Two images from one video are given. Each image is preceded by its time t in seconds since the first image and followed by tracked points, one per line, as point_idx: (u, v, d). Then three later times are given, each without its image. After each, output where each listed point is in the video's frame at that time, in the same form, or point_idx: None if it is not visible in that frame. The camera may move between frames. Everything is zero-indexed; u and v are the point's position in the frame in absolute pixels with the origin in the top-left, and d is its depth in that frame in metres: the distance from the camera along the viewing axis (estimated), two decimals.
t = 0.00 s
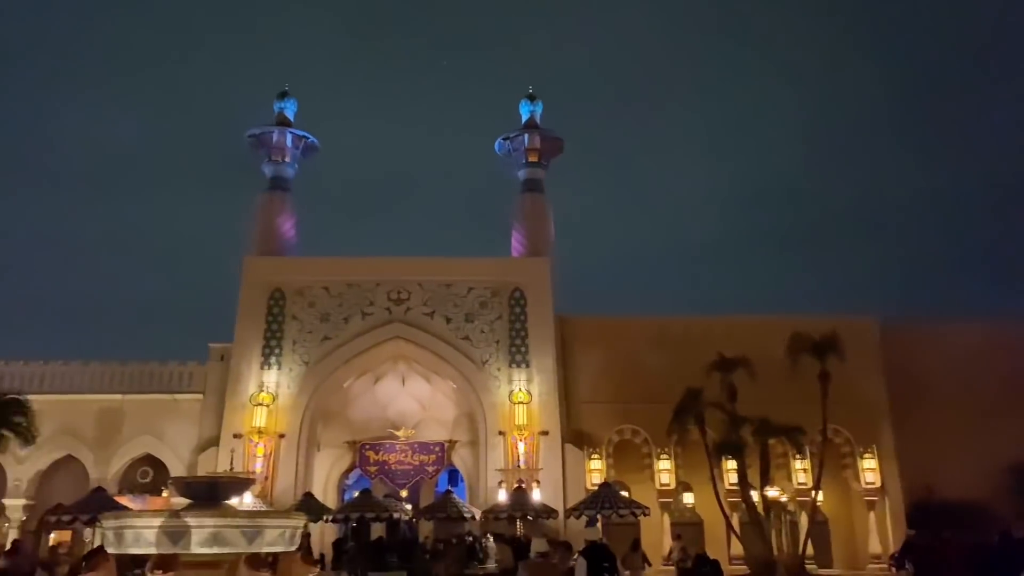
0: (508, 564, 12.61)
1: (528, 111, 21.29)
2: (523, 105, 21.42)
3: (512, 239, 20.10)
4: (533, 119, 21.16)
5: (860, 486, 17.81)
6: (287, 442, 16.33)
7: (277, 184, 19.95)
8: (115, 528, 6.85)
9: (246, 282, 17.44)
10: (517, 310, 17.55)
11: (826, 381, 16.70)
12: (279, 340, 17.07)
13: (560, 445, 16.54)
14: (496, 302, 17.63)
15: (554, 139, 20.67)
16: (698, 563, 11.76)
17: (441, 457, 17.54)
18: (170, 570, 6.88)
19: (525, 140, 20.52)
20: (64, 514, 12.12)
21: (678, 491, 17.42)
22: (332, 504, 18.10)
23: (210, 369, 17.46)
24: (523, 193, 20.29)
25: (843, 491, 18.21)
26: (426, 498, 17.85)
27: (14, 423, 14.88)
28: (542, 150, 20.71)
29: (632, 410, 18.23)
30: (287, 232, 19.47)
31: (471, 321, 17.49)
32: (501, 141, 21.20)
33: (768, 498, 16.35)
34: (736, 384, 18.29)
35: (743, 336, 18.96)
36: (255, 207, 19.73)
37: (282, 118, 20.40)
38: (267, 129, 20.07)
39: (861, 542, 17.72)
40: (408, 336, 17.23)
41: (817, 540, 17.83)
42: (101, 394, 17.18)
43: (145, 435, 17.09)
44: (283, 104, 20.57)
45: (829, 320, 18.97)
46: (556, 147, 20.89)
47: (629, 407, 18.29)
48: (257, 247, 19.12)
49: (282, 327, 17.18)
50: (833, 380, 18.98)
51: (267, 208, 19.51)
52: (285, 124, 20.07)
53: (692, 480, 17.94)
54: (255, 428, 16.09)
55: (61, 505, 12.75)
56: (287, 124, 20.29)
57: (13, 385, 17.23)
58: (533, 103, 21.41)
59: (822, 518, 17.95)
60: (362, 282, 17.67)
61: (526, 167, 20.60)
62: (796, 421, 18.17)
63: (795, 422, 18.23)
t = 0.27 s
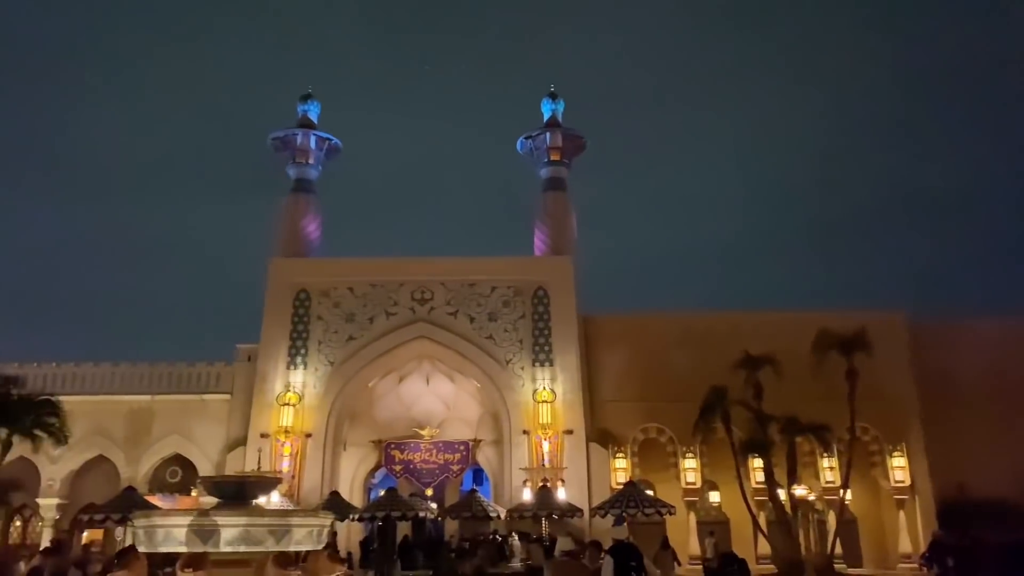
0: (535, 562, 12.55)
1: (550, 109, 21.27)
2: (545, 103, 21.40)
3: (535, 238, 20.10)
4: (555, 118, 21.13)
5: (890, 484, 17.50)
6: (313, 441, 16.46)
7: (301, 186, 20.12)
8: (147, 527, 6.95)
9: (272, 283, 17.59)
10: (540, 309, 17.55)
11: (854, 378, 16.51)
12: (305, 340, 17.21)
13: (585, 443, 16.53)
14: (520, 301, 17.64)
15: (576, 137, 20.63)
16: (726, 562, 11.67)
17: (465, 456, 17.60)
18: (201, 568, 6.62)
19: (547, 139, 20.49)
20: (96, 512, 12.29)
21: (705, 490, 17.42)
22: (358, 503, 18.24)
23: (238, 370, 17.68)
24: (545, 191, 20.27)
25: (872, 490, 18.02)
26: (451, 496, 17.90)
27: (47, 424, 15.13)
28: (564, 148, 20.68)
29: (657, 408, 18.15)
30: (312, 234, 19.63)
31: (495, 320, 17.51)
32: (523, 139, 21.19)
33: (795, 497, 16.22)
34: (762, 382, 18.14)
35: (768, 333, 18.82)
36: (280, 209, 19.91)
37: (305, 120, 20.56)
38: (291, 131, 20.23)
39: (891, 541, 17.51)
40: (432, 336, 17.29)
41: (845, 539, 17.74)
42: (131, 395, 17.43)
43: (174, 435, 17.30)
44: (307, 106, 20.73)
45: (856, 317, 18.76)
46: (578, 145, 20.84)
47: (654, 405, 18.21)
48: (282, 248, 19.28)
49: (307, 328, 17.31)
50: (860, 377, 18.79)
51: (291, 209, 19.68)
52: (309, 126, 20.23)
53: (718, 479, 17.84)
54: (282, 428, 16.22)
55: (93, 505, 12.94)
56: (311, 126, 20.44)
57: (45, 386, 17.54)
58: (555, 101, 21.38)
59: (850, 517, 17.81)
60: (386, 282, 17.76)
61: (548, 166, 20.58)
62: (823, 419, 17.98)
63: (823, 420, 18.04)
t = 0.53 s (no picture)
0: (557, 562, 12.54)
1: (569, 108, 21.24)
2: (564, 102, 21.37)
3: (555, 237, 20.08)
4: (575, 116, 21.10)
5: (917, 483, 17.25)
6: (336, 441, 16.55)
7: (323, 187, 20.24)
8: (173, 525, 7.03)
9: (294, 284, 17.72)
10: (561, 308, 17.53)
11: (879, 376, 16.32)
12: (327, 340, 17.31)
13: (607, 442, 16.47)
14: (540, 300, 17.63)
15: (596, 136, 20.59)
16: (749, 561, 11.59)
17: (487, 456, 17.53)
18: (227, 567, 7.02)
19: (567, 137, 20.46)
20: (123, 511, 12.45)
21: (728, 489, 17.30)
22: (381, 502, 18.34)
23: (262, 370, 17.81)
24: (565, 190, 20.25)
25: (898, 489, 17.82)
26: (474, 496, 18.03)
27: (75, 424, 15.35)
28: (584, 146, 20.64)
29: (679, 407, 18.03)
30: (333, 234, 19.75)
31: (516, 319, 17.51)
32: (543, 139, 21.17)
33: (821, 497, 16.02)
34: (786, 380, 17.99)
35: (792, 331, 18.67)
36: (302, 210, 20.05)
37: (327, 121, 20.68)
38: (312, 133, 20.36)
39: (918, 541, 17.30)
40: (453, 335, 17.33)
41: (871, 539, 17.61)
42: (157, 395, 17.63)
43: (199, 434, 17.47)
44: (328, 108, 20.85)
45: (881, 314, 18.57)
46: (598, 143, 20.79)
47: (676, 404, 18.11)
48: (305, 249, 19.42)
49: (329, 328, 17.41)
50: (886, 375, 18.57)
51: (313, 210, 19.81)
52: (330, 128, 20.34)
53: (741, 478, 17.72)
54: (305, 428, 16.35)
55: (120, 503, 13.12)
56: (332, 127, 20.56)
57: (73, 387, 17.80)
58: (574, 100, 21.35)
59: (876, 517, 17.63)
60: (407, 282, 17.82)
61: (568, 165, 20.55)
62: (848, 417, 17.80)
63: (848, 418, 17.85)
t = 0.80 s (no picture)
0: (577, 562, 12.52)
1: (587, 107, 21.20)
2: (581, 101, 21.34)
3: (573, 236, 20.06)
4: (592, 115, 21.06)
5: (941, 483, 17.10)
6: (356, 440, 16.61)
7: (342, 188, 20.35)
8: (195, 524, 7.10)
9: (314, 285, 17.83)
10: (579, 308, 17.51)
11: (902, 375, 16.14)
12: (347, 340, 17.40)
13: (626, 442, 16.43)
14: (559, 299, 17.61)
15: (613, 135, 20.54)
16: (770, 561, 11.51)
17: (506, 455, 17.61)
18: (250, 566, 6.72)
19: (584, 136, 20.42)
20: (147, 510, 12.58)
21: (749, 488, 17.05)
22: (400, 502, 18.44)
23: (282, 370, 17.93)
24: (583, 190, 20.21)
25: (921, 490, 17.61)
26: (492, 495, 17.84)
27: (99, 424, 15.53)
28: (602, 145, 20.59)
29: (699, 406, 17.96)
30: (353, 235, 19.85)
31: (534, 319, 17.51)
32: (560, 138, 21.15)
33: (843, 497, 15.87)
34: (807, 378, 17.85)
35: (813, 329, 18.53)
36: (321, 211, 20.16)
37: (345, 123, 20.79)
38: (331, 134, 20.47)
39: (942, 542, 17.09)
40: (471, 335, 17.36)
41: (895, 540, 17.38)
42: (179, 395, 17.81)
43: (221, 434, 17.64)
44: (346, 109, 20.95)
45: (902, 312, 18.37)
46: (615, 142, 20.74)
47: (695, 403, 18.04)
48: (324, 250, 19.53)
49: (349, 328, 17.50)
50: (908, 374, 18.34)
51: (333, 211, 19.92)
52: (348, 129, 20.44)
53: (762, 478, 17.61)
54: (325, 428, 16.45)
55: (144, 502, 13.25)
56: (351, 129, 20.66)
57: (97, 387, 18.02)
58: (592, 99, 21.31)
59: (899, 517, 17.43)
60: (426, 282, 17.88)
61: (585, 164, 20.51)
62: (870, 417, 17.63)
63: (870, 418, 17.69)
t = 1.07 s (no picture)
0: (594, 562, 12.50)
1: (603, 106, 21.14)
2: (597, 100, 21.29)
3: (590, 235, 20.02)
4: (608, 114, 20.99)
5: (963, 483, 16.95)
6: (373, 440, 16.67)
7: (358, 189, 20.42)
8: (216, 524, 7.15)
9: (331, 285, 17.91)
10: (595, 308, 17.47)
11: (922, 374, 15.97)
12: (364, 340, 17.47)
13: (644, 442, 16.36)
14: (575, 299, 17.59)
15: (629, 133, 20.47)
16: (789, 562, 11.45)
17: (522, 455, 17.54)
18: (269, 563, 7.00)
19: (600, 135, 20.36)
20: (167, 509, 12.70)
21: (767, 489, 17.03)
22: (417, 501, 18.45)
23: (300, 370, 18.01)
24: (599, 189, 20.17)
25: (942, 490, 17.41)
26: (509, 495, 17.99)
27: (119, 424, 15.68)
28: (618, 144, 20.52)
29: (716, 406, 17.90)
30: (369, 236, 19.92)
31: (550, 318, 17.49)
32: (576, 137, 21.11)
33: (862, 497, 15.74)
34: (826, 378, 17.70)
35: (832, 329, 18.38)
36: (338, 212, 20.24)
37: (361, 124, 20.86)
38: (348, 135, 20.55)
39: (964, 543, 16.87)
40: (488, 335, 17.37)
41: (915, 540, 17.18)
42: (198, 395, 17.95)
43: (239, 434, 17.76)
44: (362, 110, 21.02)
45: (923, 311, 18.18)
46: (631, 141, 20.66)
47: (713, 403, 17.96)
48: (341, 250, 19.61)
49: (366, 328, 17.57)
50: (930, 373, 18.13)
51: (349, 212, 20.00)
52: (364, 130, 20.51)
53: (780, 478, 17.48)
54: (343, 428, 16.55)
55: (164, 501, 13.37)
56: (367, 130, 20.73)
57: (118, 387, 18.20)
58: (608, 98, 21.25)
59: (920, 517, 17.24)
60: (442, 282, 17.91)
61: (601, 163, 20.46)
62: (890, 417, 17.48)
63: (889, 417, 17.53)
